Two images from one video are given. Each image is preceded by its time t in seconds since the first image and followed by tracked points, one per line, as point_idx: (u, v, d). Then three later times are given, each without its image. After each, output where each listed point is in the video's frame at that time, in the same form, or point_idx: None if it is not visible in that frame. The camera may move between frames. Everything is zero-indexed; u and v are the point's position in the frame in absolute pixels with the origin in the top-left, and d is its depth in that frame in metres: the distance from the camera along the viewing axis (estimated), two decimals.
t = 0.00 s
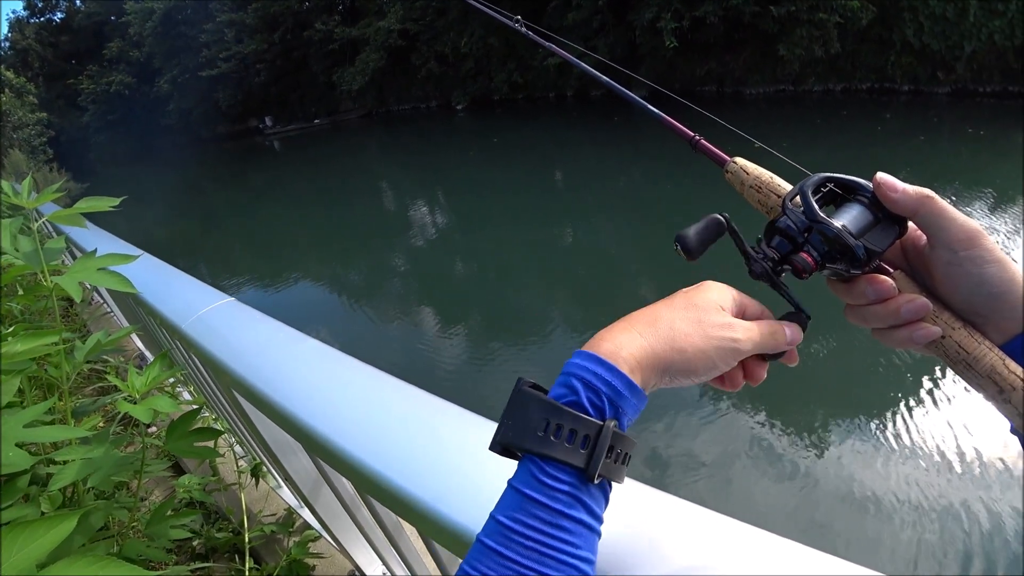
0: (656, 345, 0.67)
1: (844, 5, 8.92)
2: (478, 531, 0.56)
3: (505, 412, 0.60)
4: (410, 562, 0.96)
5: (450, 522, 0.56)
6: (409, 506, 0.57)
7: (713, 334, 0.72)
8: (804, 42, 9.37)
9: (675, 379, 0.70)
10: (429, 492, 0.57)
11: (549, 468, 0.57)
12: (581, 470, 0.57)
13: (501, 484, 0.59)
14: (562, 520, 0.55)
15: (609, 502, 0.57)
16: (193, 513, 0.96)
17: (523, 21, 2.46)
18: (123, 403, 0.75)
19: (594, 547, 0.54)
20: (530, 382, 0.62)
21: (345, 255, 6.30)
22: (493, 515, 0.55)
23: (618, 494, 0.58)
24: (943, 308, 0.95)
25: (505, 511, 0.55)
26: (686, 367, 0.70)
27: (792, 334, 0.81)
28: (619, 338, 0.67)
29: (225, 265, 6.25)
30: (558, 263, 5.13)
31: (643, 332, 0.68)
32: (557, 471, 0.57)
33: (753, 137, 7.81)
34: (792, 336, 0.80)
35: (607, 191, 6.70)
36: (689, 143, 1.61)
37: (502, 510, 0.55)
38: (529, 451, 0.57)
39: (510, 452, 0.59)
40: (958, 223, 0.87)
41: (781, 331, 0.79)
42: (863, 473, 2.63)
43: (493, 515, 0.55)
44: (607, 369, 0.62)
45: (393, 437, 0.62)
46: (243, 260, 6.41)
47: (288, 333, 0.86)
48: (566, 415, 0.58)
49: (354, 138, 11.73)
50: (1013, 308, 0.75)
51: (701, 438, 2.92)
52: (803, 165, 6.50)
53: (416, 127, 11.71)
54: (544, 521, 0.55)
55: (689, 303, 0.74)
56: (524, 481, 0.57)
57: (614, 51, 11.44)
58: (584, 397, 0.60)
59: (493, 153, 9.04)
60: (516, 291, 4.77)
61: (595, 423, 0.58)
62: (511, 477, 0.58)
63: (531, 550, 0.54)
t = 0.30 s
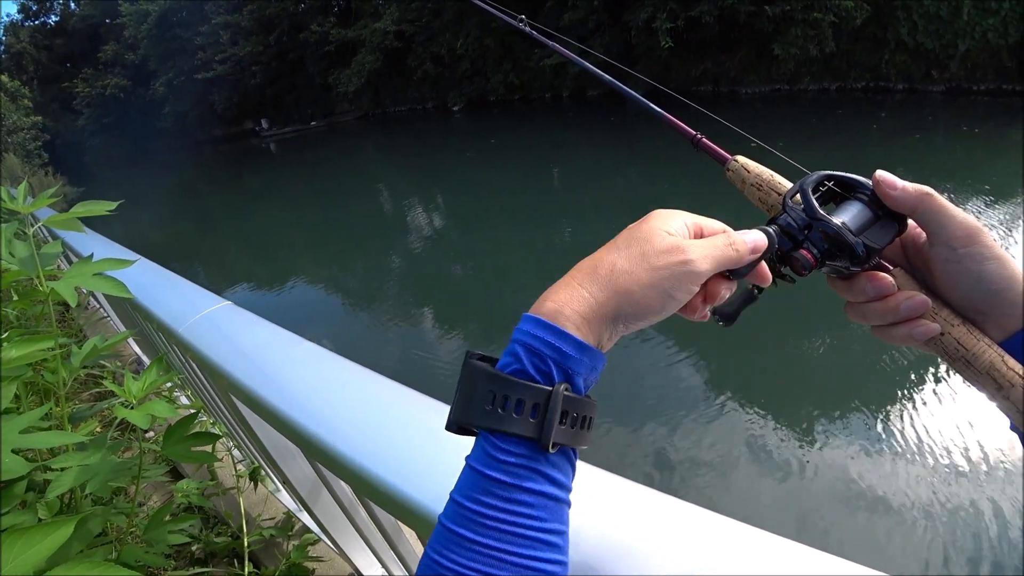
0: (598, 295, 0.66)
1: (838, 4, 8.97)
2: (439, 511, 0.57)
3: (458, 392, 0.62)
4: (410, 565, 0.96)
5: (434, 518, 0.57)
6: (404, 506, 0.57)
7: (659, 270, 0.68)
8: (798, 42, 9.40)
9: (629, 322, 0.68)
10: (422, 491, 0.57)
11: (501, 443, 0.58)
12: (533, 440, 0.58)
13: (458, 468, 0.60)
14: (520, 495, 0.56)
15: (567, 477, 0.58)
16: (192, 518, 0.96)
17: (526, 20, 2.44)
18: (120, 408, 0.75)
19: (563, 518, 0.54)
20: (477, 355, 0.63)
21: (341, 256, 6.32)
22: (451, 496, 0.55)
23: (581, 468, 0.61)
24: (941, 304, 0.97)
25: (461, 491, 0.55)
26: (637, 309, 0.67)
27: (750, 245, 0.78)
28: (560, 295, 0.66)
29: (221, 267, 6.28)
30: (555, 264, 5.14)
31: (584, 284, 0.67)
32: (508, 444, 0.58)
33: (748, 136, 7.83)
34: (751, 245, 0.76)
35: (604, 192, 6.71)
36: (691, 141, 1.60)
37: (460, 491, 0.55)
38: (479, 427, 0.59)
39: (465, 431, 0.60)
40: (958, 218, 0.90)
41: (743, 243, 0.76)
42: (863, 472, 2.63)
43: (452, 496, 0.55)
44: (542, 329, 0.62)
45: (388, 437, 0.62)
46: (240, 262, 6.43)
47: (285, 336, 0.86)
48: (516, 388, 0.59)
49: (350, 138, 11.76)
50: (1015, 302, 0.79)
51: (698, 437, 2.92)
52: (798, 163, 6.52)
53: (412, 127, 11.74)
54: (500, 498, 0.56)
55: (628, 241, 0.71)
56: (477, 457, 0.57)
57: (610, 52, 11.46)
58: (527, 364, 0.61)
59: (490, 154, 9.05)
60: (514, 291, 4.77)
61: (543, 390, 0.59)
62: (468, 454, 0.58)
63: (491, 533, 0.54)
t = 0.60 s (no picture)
0: (629, 320, 0.68)
1: (832, 6, 9.01)
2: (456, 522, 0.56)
3: (480, 397, 0.62)
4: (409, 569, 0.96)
5: (443, 523, 0.56)
6: (402, 508, 0.57)
7: (671, 293, 0.73)
8: (793, 43, 9.44)
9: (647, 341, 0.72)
10: (419, 492, 0.57)
11: (536, 450, 0.58)
12: (570, 451, 0.59)
13: (478, 471, 0.60)
14: (546, 499, 0.56)
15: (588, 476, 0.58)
16: (189, 522, 0.95)
17: (519, 25, 2.44)
18: (116, 413, 0.74)
19: (576, 519, 0.54)
20: (504, 365, 0.63)
21: (338, 259, 6.30)
22: (476, 498, 0.55)
23: (591, 473, 0.60)
24: (938, 308, 0.98)
25: (490, 493, 0.55)
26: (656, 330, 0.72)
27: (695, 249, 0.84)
28: (591, 323, 0.66)
29: (218, 272, 6.25)
30: (552, 266, 5.14)
31: (613, 309, 0.68)
32: (546, 452, 0.59)
33: (745, 137, 7.85)
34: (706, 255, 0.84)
35: (601, 193, 6.71)
36: (685, 144, 1.61)
37: (487, 493, 0.55)
38: (511, 433, 0.58)
39: (489, 436, 0.61)
40: (954, 222, 0.89)
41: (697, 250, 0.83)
42: (860, 471, 2.63)
43: (479, 497, 0.55)
44: (593, 354, 0.63)
45: (386, 439, 0.62)
46: (237, 266, 6.40)
47: (282, 339, 0.86)
48: (551, 399, 0.59)
49: (346, 141, 11.75)
50: (1014, 305, 0.81)
51: (696, 437, 2.92)
52: (794, 164, 6.54)
53: (409, 130, 11.73)
54: (532, 498, 0.56)
55: (637, 265, 0.74)
56: (508, 462, 0.58)
57: (606, 53, 11.48)
58: (569, 379, 0.61)
59: (487, 156, 9.05)
60: (512, 294, 4.77)
61: (580, 404, 0.60)
62: (495, 458, 0.58)
63: (520, 532, 0.55)
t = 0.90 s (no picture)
0: (659, 354, 0.69)
1: (832, 7, 9.02)
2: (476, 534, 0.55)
3: (510, 412, 0.61)
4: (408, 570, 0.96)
5: (449, 529, 0.56)
6: (404, 510, 0.57)
7: (707, 344, 0.74)
8: (793, 44, 9.44)
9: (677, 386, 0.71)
10: (421, 495, 0.57)
11: (556, 471, 0.58)
12: (587, 473, 0.58)
13: (504, 482, 0.60)
14: (563, 518, 0.56)
15: (609, 502, 0.57)
16: (188, 522, 0.95)
17: (517, 28, 2.44)
18: (114, 413, 0.74)
19: (594, 546, 0.54)
20: (532, 385, 0.62)
21: (338, 259, 6.30)
22: (495, 515, 0.54)
23: (617, 494, 0.58)
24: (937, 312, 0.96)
25: (508, 510, 0.54)
26: (682, 375, 0.71)
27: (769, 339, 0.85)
28: (623, 347, 0.67)
29: (218, 271, 6.25)
30: (552, 266, 5.14)
31: (645, 340, 0.69)
32: (563, 472, 0.58)
33: (745, 138, 7.85)
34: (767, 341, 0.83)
35: (601, 194, 6.72)
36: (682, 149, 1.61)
37: (506, 510, 0.54)
38: (532, 452, 0.58)
39: (513, 453, 0.60)
40: (953, 225, 0.92)
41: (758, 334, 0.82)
42: (863, 472, 2.63)
43: (497, 514, 0.54)
44: (615, 375, 0.63)
45: (388, 440, 0.62)
46: (237, 265, 6.40)
47: (283, 341, 0.86)
48: (572, 419, 0.59)
49: (346, 141, 11.75)
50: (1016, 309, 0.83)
51: (697, 439, 2.92)
52: (794, 165, 6.53)
53: (409, 130, 11.72)
54: (549, 520, 0.56)
55: (680, 314, 0.76)
56: (529, 481, 0.57)
57: (606, 54, 11.47)
58: (591, 402, 0.61)
59: (487, 157, 9.05)
60: (512, 294, 4.76)
61: (601, 428, 0.59)
62: (516, 478, 0.58)
63: (534, 549, 0.55)
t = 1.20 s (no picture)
0: (622, 320, 0.66)
1: (833, 8, 9.01)
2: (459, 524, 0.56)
3: (480, 400, 0.62)
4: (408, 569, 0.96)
5: (442, 523, 0.56)
6: (404, 508, 0.57)
7: (689, 304, 0.68)
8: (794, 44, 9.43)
9: (649, 352, 0.68)
10: (420, 490, 0.57)
11: (518, 457, 0.58)
12: (547, 455, 0.58)
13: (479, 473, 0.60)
14: (535, 509, 0.56)
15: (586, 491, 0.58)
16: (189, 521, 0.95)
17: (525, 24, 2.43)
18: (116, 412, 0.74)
19: (575, 535, 0.54)
20: (498, 370, 0.64)
21: (339, 258, 6.31)
22: (466, 507, 0.56)
23: (596, 480, 0.60)
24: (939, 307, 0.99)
25: (478, 502, 0.55)
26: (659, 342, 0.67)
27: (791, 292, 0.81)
28: (582, 316, 0.66)
29: (219, 271, 6.26)
30: (552, 266, 5.14)
31: (608, 308, 0.67)
32: (525, 457, 0.58)
33: (746, 138, 7.85)
34: (784, 298, 0.75)
35: (601, 194, 6.72)
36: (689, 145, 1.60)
37: (475, 502, 0.55)
38: (500, 439, 0.59)
39: (485, 441, 0.60)
40: (954, 222, 0.87)
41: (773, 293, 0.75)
42: (864, 474, 2.62)
43: (467, 506, 0.55)
44: (571, 350, 0.62)
45: (387, 439, 0.62)
46: (237, 264, 6.41)
47: (286, 340, 0.85)
48: (536, 403, 0.59)
49: (347, 141, 11.77)
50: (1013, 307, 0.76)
51: (697, 439, 2.92)
52: (795, 165, 6.53)
53: (410, 130, 11.73)
54: (516, 511, 0.56)
55: (660, 274, 0.71)
56: (494, 471, 0.58)
57: (607, 54, 11.46)
58: (546, 380, 0.61)
59: (489, 157, 9.05)
60: (512, 294, 4.77)
61: (562, 407, 0.59)
62: (485, 467, 0.58)
63: (504, 540, 0.55)
